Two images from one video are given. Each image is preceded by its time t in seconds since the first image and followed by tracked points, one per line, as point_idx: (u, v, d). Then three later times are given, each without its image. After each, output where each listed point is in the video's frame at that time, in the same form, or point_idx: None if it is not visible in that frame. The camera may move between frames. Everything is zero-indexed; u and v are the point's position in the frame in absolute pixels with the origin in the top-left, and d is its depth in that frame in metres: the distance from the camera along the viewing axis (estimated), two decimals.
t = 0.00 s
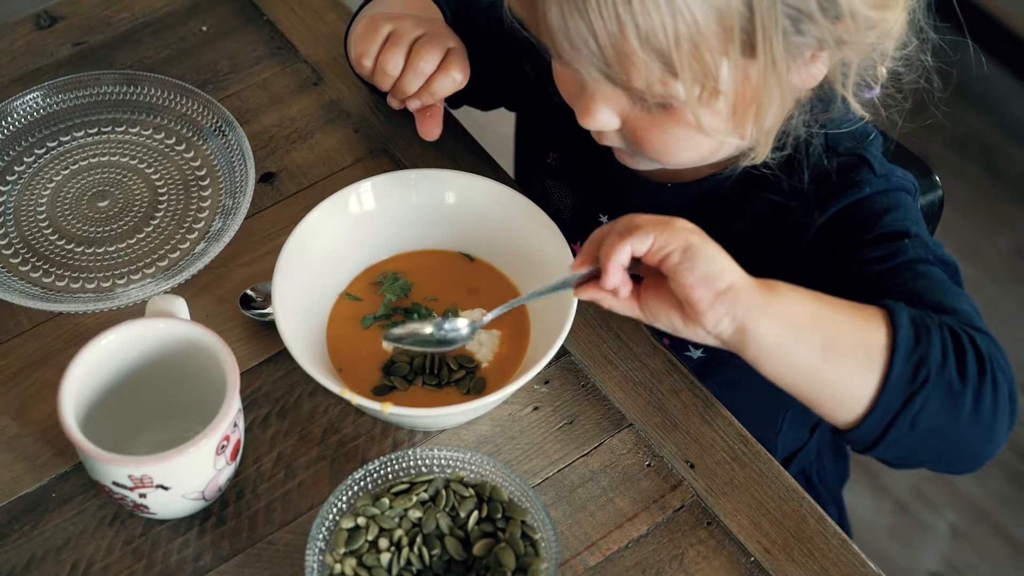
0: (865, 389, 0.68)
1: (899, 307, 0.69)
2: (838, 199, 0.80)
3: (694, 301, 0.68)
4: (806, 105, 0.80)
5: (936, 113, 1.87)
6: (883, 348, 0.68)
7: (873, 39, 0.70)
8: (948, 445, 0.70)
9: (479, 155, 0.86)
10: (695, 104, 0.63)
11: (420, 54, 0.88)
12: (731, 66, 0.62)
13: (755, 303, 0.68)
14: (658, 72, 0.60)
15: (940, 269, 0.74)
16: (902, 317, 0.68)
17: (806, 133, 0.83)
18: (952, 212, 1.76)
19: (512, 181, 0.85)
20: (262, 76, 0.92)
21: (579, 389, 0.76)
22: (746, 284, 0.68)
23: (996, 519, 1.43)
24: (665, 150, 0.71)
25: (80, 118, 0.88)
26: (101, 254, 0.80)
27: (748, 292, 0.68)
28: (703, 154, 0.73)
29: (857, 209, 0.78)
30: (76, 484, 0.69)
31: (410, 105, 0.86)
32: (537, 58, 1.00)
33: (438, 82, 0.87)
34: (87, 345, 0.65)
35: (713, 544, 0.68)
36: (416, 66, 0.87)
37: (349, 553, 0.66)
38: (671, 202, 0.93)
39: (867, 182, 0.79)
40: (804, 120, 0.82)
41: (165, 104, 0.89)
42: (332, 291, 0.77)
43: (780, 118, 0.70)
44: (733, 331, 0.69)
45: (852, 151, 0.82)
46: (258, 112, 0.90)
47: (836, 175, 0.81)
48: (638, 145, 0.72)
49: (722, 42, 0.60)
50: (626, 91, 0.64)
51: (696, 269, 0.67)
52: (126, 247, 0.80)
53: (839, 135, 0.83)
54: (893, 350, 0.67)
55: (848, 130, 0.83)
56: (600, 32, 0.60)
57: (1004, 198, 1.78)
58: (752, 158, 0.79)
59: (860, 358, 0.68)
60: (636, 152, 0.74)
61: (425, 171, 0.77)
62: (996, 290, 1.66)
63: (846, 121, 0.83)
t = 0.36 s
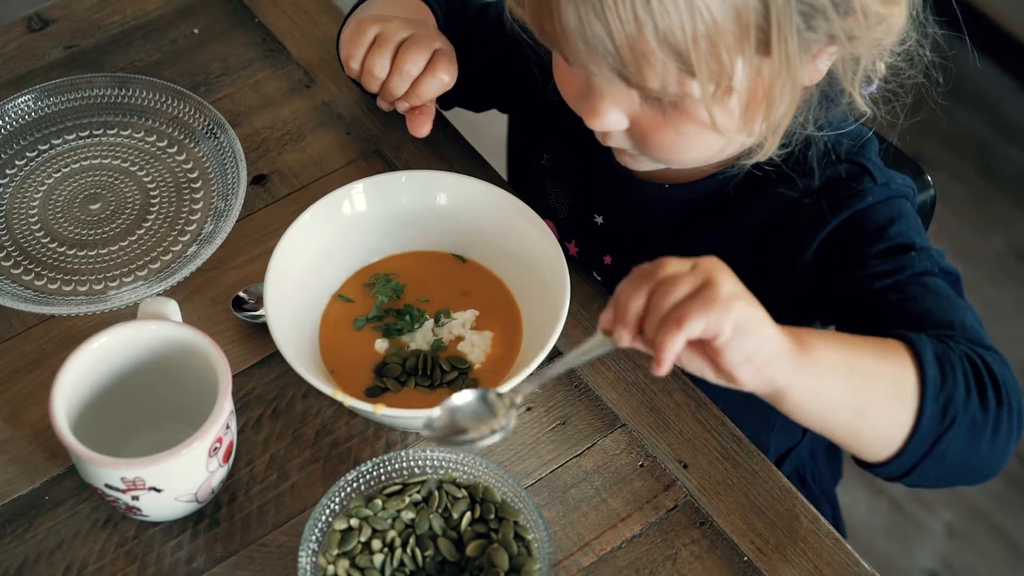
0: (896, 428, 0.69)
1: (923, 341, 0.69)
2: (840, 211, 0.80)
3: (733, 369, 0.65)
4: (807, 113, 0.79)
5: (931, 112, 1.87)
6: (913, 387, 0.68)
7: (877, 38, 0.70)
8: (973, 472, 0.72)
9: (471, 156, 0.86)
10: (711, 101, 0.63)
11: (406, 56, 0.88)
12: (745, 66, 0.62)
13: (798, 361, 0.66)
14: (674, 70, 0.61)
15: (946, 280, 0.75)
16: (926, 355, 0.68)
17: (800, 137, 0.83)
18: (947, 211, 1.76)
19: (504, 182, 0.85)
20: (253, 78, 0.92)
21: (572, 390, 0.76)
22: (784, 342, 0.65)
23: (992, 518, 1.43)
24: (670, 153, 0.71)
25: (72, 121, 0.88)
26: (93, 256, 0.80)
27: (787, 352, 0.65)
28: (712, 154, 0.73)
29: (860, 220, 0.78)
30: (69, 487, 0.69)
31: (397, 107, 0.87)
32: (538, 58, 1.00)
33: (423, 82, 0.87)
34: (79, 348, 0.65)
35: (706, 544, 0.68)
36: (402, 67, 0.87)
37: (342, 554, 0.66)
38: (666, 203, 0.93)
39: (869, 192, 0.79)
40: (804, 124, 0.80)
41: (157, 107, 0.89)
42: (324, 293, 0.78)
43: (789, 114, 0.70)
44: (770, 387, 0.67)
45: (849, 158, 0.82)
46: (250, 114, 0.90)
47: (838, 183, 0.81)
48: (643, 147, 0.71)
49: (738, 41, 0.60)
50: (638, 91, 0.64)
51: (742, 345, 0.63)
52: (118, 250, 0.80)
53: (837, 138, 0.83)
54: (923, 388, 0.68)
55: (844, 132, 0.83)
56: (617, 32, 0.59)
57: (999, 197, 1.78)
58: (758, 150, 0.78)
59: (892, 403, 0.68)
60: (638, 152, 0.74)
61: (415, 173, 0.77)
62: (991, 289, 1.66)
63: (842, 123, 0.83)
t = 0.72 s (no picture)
0: (876, 479, 0.68)
1: (906, 392, 0.68)
2: (841, 235, 0.79)
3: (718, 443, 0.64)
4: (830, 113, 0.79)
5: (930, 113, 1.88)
6: (894, 441, 0.67)
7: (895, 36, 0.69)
8: (949, 513, 0.72)
9: (471, 157, 0.86)
10: (742, 96, 0.62)
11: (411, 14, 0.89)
12: (773, 64, 0.62)
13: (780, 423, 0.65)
14: (705, 71, 0.60)
15: (943, 311, 0.74)
16: (909, 407, 0.67)
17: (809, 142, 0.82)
18: (946, 212, 1.76)
19: (504, 183, 0.85)
20: (253, 80, 0.92)
21: (571, 391, 0.75)
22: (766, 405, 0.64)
23: (993, 518, 1.43)
24: (688, 154, 0.70)
25: (71, 124, 0.88)
26: (93, 259, 0.80)
27: (768, 417, 0.64)
28: (733, 152, 0.72)
29: (861, 246, 0.78)
30: (69, 489, 0.69)
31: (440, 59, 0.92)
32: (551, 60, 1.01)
33: (439, 29, 0.89)
34: (78, 352, 0.65)
35: (706, 544, 0.68)
36: (409, 29, 0.89)
37: (342, 555, 0.66)
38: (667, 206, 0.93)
39: (874, 215, 0.78)
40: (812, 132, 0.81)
41: (157, 109, 0.90)
42: (325, 293, 0.78)
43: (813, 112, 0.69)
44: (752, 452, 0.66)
45: (851, 175, 0.82)
46: (249, 116, 0.90)
47: (839, 205, 0.81)
48: (663, 149, 0.71)
49: (770, 36, 0.59)
50: (667, 91, 0.63)
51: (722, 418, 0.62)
52: (118, 252, 0.80)
53: (844, 150, 0.83)
54: (903, 441, 0.67)
55: (855, 153, 0.83)
56: (648, 30, 0.58)
57: (999, 198, 1.78)
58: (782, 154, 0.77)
59: (873, 459, 0.67)
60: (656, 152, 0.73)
61: (415, 175, 0.77)
62: (991, 290, 1.66)
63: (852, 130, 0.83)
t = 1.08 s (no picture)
0: (840, 526, 0.68)
1: (871, 439, 0.69)
2: (833, 250, 0.79)
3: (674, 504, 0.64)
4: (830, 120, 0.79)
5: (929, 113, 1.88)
6: (856, 486, 0.68)
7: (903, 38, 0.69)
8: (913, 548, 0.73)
9: (468, 158, 0.86)
10: (741, 98, 0.62)
11: (425, 32, 0.94)
12: (775, 64, 0.62)
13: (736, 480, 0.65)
14: (706, 69, 0.60)
15: (928, 336, 0.74)
16: (871, 452, 0.68)
17: (808, 149, 0.81)
18: (946, 213, 1.76)
19: (500, 184, 0.85)
20: (250, 82, 0.92)
21: (568, 392, 0.75)
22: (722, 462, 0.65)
23: (993, 521, 1.43)
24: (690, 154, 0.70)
25: (69, 126, 0.89)
26: (91, 260, 0.80)
27: (722, 477, 0.65)
28: (731, 155, 0.72)
29: (852, 263, 0.77)
30: (66, 490, 0.69)
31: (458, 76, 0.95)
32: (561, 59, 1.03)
33: (450, 48, 0.93)
34: (74, 353, 0.65)
35: (702, 544, 0.68)
36: (423, 46, 0.94)
37: (339, 556, 0.66)
38: (669, 207, 0.92)
39: (869, 232, 0.78)
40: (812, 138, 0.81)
41: (154, 111, 0.90)
42: (321, 294, 0.78)
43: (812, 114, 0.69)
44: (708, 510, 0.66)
45: (852, 189, 0.81)
46: (247, 117, 0.90)
47: (833, 218, 0.80)
48: (664, 149, 0.71)
49: (771, 36, 0.59)
50: (667, 88, 0.63)
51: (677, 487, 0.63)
52: (115, 254, 0.80)
53: (842, 163, 0.82)
54: (865, 488, 0.68)
55: (853, 162, 0.82)
56: (648, 26, 0.58)
57: (998, 198, 1.78)
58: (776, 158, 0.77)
59: (835, 509, 0.67)
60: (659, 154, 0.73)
61: (411, 176, 0.77)
62: (990, 291, 1.66)
63: (851, 141, 0.83)
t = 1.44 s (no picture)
0: (837, 534, 0.68)
1: (871, 448, 0.69)
2: (839, 250, 0.79)
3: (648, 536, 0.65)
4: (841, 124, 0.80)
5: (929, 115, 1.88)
6: (856, 497, 0.68)
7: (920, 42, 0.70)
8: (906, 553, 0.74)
9: (470, 161, 0.87)
10: (774, 100, 0.63)
11: (415, 30, 0.94)
12: (805, 70, 0.63)
13: (733, 497, 0.65)
14: (740, 73, 0.61)
15: (930, 340, 0.75)
16: (872, 463, 0.68)
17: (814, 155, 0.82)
18: (946, 215, 1.76)
19: (502, 187, 0.85)
20: (251, 85, 0.93)
21: (570, 394, 0.75)
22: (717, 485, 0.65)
23: (992, 522, 1.43)
24: (710, 157, 0.71)
25: (71, 128, 0.89)
26: (93, 263, 0.80)
27: (715, 505, 0.65)
28: (754, 157, 0.73)
29: (858, 263, 0.78)
30: (69, 492, 0.69)
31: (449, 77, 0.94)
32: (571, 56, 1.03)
33: (440, 43, 0.93)
34: (77, 355, 0.66)
35: (703, 547, 0.68)
36: (412, 44, 0.94)
37: (341, 557, 0.67)
38: (676, 206, 0.91)
39: (875, 233, 0.78)
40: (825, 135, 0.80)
41: (156, 113, 0.90)
42: (323, 296, 0.78)
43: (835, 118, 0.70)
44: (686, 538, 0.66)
45: (859, 190, 0.81)
46: (248, 120, 0.90)
47: (838, 219, 0.81)
48: (684, 151, 0.71)
49: (804, 40, 0.61)
50: (695, 93, 0.64)
51: (681, 517, 0.63)
52: (117, 256, 0.81)
53: (849, 163, 0.82)
54: (865, 497, 0.68)
55: (860, 161, 0.82)
56: (686, 30, 0.59)
57: (997, 200, 1.79)
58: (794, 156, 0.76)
59: (834, 518, 0.67)
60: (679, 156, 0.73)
61: (413, 179, 0.77)
62: (990, 294, 1.67)
63: (860, 143, 0.83)
